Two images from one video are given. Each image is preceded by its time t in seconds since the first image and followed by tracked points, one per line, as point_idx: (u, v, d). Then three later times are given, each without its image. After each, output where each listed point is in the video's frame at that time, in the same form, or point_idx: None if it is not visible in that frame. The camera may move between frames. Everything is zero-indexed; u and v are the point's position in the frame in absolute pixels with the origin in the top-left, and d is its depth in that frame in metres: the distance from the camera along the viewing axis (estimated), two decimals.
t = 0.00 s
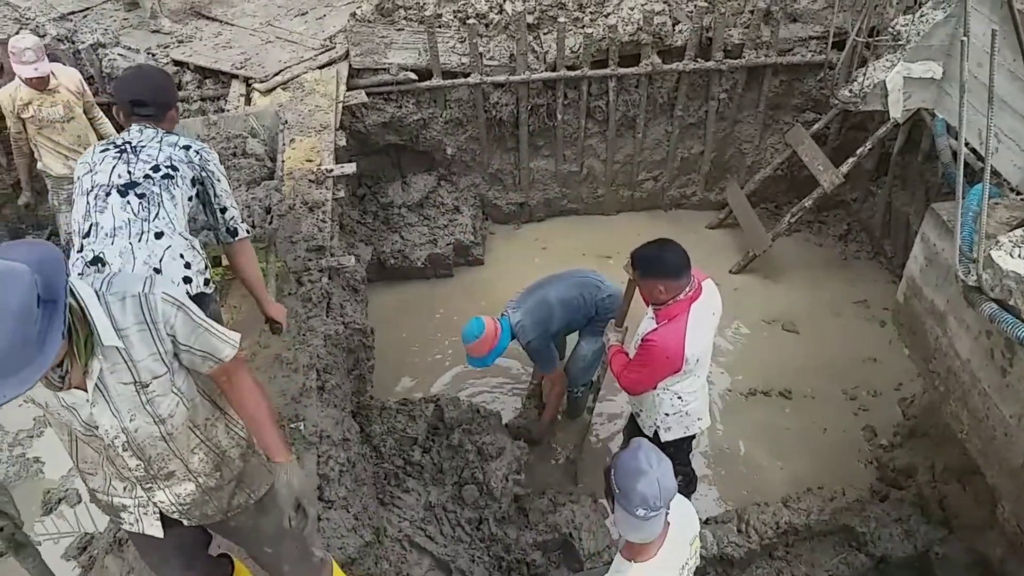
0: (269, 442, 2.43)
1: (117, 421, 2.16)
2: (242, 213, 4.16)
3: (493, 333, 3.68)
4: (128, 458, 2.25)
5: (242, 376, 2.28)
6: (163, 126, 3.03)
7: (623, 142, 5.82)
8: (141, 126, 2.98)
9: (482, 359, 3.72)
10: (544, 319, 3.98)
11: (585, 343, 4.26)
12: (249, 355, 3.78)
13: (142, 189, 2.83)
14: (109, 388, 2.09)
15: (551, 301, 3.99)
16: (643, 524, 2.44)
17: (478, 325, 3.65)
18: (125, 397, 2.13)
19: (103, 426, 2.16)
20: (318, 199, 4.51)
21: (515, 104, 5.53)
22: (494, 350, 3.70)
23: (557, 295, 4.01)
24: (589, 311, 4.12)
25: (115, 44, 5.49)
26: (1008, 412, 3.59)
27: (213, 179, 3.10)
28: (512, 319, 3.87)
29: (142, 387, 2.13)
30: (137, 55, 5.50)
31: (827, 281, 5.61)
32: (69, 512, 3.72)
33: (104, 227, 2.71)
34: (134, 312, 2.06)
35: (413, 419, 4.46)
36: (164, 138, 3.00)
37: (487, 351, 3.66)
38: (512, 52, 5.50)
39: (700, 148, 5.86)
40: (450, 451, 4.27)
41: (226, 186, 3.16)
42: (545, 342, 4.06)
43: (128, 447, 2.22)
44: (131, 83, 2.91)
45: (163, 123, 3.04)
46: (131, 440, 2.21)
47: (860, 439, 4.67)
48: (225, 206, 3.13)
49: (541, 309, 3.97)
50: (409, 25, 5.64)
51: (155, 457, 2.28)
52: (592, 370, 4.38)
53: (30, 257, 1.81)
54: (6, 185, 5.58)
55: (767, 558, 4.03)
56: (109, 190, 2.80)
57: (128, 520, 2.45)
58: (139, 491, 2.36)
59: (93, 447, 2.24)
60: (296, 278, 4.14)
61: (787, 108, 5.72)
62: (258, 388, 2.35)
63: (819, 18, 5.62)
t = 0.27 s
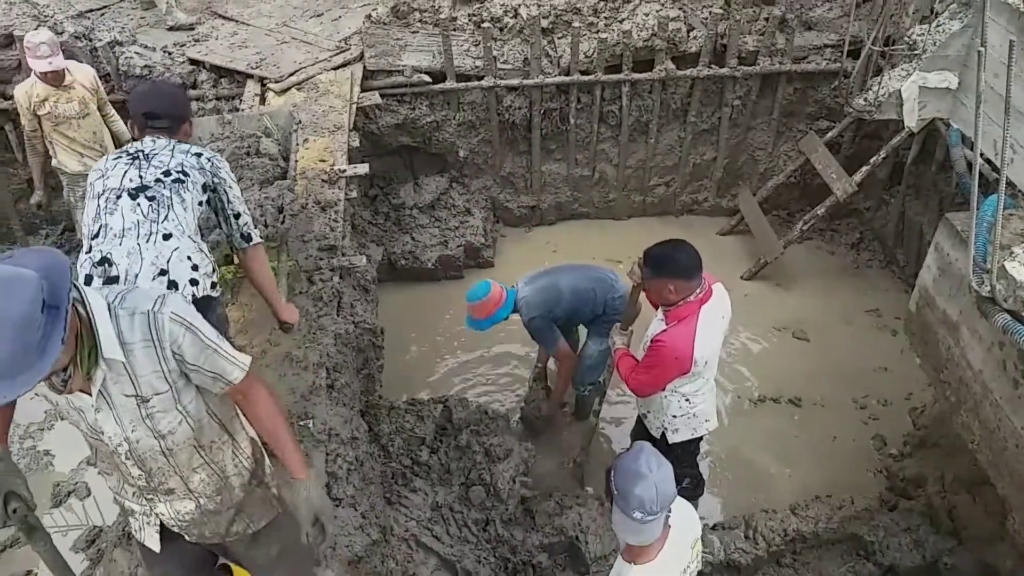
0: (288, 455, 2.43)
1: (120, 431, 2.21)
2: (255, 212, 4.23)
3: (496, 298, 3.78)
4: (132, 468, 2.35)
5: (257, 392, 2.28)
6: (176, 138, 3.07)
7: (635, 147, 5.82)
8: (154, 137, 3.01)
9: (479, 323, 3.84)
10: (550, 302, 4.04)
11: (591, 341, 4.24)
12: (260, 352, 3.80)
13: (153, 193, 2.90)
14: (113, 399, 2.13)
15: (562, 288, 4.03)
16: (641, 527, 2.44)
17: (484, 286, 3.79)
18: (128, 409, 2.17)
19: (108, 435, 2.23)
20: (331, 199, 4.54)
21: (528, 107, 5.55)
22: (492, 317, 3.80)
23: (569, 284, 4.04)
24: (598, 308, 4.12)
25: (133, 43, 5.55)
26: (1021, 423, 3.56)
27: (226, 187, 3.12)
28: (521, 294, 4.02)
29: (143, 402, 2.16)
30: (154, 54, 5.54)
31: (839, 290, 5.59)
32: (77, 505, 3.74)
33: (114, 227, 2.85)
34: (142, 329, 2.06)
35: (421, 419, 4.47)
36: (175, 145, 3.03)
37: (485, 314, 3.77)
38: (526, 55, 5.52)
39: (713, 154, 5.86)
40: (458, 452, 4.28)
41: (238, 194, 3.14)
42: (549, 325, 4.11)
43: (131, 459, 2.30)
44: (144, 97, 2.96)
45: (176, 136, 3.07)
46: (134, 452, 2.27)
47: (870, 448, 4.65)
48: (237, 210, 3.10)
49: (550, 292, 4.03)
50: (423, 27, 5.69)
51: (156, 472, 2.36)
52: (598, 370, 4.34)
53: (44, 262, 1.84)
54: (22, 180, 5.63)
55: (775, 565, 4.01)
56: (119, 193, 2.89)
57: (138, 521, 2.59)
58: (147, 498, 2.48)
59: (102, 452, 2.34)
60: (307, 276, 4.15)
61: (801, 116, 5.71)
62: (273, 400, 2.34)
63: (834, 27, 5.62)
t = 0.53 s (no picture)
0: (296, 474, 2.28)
1: (127, 423, 2.21)
2: (270, 207, 4.14)
3: (513, 304, 3.80)
4: (140, 460, 2.35)
5: (267, 401, 2.19)
6: (189, 139, 3.03)
7: (653, 144, 5.76)
8: (166, 138, 2.98)
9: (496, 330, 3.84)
10: (564, 309, 3.99)
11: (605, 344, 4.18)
12: (273, 346, 3.79)
13: (160, 197, 2.86)
14: (121, 392, 2.12)
15: (577, 293, 3.98)
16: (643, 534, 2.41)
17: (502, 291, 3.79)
18: (136, 405, 2.16)
19: (116, 426, 2.23)
20: (346, 193, 4.51)
21: (546, 103, 5.50)
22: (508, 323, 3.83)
23: (584, 288, 3.99)
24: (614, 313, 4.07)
25: (151, 33, 5.54)
26: None
27: (236, 189, 3.05)
28: (536, 300, 3.99)
29: (148, 397, 2.15)
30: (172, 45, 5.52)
31: (858, 293, 5.51)
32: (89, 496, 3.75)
33: (120, 232, 2.83)
34: (153, 325, 2.04)
35: (433, 415, 4.45)
36: (186, 147, 2.99)
37: (501, 320, 3.80)
38: (545, 50, 5.46)
39: (733, 152, 5.79)
40: (469, 450, 4.26)
41: (248, 195, 3.07)
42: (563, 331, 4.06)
43: (138, 451, 2.30)
44: (155, 97, 2.92)
45: (189, 135, 3.04)
46: (141, 445, 2.28)
47: (887, 453, 4.57)
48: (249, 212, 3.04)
49: (564, 299, 3.98)
50: (442, 21, 5.64)
51: (162, 465, 2.36)
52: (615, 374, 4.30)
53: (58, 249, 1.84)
54: (40, 169, 5.64)
55: (788, 571, 3.96)
56: (127, 197, 2.87)
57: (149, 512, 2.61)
58: (156, 492, 2.50)
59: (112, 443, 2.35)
60: (321, 271, 4.14)
61: (823, 115, 5.63)
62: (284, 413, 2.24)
63: (859, 24, 5.53)
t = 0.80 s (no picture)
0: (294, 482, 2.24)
1: (137, 416, 2.24)
2: (286, 203, 4.19)
3: (523, 318, 4.01)
4: (150, 450, 2.38)
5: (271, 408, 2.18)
6: (208, 140, 3.10)
7: (666, 146, 5.78)
8: (183, 139, 3.03)
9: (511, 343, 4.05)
10: (573, 314, 4.10)
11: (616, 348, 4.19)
12: (286, 341, 3.84)
13: (172, 200, 2.88)
14: (129, 385, 2.16)
15: (585, 299, 4.09)
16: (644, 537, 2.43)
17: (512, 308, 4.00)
18: (143, 399, 2.20)
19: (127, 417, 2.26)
20: (360, 190, 4.56)
21: (559, 103, 5.53)
22: (519, 337, 4.03)
23: (592, 293, 4.09)
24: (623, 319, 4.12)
25: (170, 31, 5.61)
26: None
27: (250, 193, 3.10)
28: (546, 310, 4.14)
29: (154, 393, 2.17)
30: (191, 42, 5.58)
31: (869, 297, 5.51)
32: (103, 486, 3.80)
33: (131, 234, 2.81)
34: (159, 324, 2.07)
35: (443, 412, 4.49)
36: (201, 152, 3.03)
37: (513, 335, 4.00)
38: (559, 51, 5.50)
39: (745, 155, 5.80)
40: (478, 446, 4.30)
41: (263, 200, 3.12)
42: (570, 338, 4.16)
43: (148, 441, 2.33)
44: (175, 99, 2.98)
45: (207, 137, 3.10)
46: (151, 435, 2.30)
47: (896, 457, 4.57)
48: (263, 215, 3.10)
49: (572, 305, 4.10)
50: (457, 21, 5.69)
51: (169, 458, 2.38)
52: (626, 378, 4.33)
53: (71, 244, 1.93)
54: (59, 163, 5.72)
55: (794, 572, 3.97)
56: (140, 199, 2.87)
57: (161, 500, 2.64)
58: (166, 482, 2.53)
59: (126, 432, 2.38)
60: (335, 268, 4.20)
61: (836, 118, 5.64)
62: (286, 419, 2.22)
63: (873, 28, 5.53)
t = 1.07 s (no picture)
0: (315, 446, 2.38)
1: (159, 400, 2.25)
2: (303, 194, 4.21)
3: (534, 315, 4.02)
4: (170, 433, 2.40)
5: (292, 379, 2.27)
6: (226, 132, 3.09)
7: (683, 141, 5.75)
8: (204, 129, 3.04)
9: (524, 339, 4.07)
10: (582, 314, 4.12)
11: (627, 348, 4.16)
12: (303, 333, 3.86)
13: (194, 188, 2.89)
14: (149, 368, 2.16)
15: (595, 299, 4.10)
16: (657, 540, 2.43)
17: (524, 305, 4.02)
18: (165, 382, 2.20)
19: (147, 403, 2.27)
20: (376, 183, 4.57)
21: (576, 98, 5.51)
22: (530, 334, 4.06)
23: (602, 293, 4.11)
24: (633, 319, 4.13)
25: (189, 23, 5.63)
26: None
27: (270, 183, 3.13)
28: (557, 308, 4.17)
29: (177, 374, 2.19)
30: (209, 34, 5.60)
31: (887, 295, 5.47)
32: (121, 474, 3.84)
33: (153, 222, 2.82)
34: (176, 305, 2.08)
35: (458, 405, 4.50)
36: (221, 141, 3.05)
37: (525, 331, 4.03)
38: (576, 45, 5.48)
39: (763, 151, 5.76)
40: (492, 440, 4.30)
41: (282, 189, 3.16)
42: (575, 338, 4.19)
43: (169, 424, 2.35)
44: (195, 91, 2.99)
45: (227, 128, 3.10)
46: (171, 418, 2.32)
47: (912, 457, 4.54)
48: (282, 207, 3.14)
49: (583, 303, 4.11)
50: (475, 15, 5.69)
51: (191, 438, 2.41)
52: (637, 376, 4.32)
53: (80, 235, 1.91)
54: (78, 154, 5.77)
55: (808, 571, 3.95)
56: (162, 187, 2.89)
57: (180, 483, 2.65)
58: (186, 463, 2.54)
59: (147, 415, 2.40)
60: (352, 261, 4.20)
61: (856, 115, 5.59)
62: (307, 389, 2.33)
63: (895, 24, 5.47)
